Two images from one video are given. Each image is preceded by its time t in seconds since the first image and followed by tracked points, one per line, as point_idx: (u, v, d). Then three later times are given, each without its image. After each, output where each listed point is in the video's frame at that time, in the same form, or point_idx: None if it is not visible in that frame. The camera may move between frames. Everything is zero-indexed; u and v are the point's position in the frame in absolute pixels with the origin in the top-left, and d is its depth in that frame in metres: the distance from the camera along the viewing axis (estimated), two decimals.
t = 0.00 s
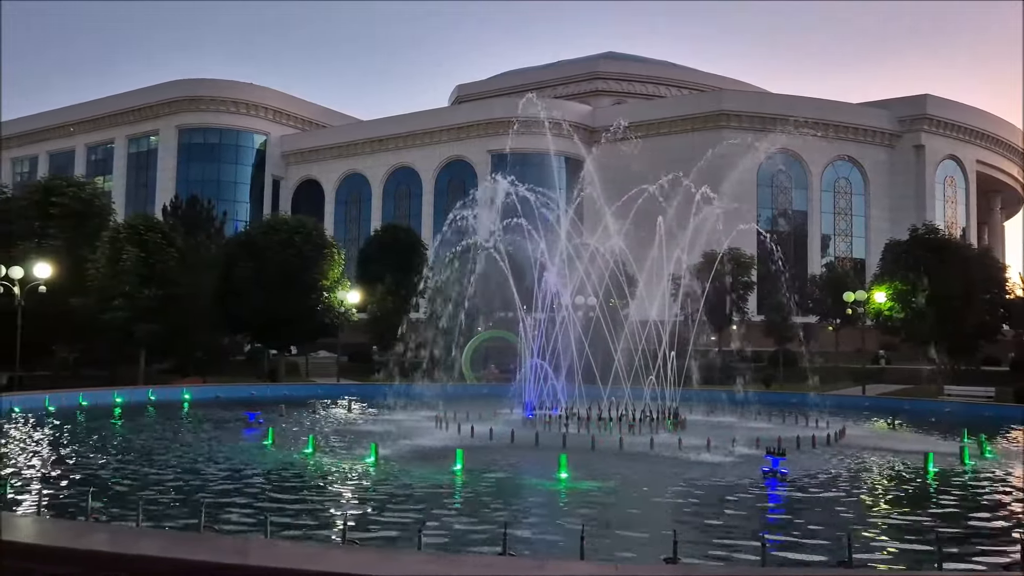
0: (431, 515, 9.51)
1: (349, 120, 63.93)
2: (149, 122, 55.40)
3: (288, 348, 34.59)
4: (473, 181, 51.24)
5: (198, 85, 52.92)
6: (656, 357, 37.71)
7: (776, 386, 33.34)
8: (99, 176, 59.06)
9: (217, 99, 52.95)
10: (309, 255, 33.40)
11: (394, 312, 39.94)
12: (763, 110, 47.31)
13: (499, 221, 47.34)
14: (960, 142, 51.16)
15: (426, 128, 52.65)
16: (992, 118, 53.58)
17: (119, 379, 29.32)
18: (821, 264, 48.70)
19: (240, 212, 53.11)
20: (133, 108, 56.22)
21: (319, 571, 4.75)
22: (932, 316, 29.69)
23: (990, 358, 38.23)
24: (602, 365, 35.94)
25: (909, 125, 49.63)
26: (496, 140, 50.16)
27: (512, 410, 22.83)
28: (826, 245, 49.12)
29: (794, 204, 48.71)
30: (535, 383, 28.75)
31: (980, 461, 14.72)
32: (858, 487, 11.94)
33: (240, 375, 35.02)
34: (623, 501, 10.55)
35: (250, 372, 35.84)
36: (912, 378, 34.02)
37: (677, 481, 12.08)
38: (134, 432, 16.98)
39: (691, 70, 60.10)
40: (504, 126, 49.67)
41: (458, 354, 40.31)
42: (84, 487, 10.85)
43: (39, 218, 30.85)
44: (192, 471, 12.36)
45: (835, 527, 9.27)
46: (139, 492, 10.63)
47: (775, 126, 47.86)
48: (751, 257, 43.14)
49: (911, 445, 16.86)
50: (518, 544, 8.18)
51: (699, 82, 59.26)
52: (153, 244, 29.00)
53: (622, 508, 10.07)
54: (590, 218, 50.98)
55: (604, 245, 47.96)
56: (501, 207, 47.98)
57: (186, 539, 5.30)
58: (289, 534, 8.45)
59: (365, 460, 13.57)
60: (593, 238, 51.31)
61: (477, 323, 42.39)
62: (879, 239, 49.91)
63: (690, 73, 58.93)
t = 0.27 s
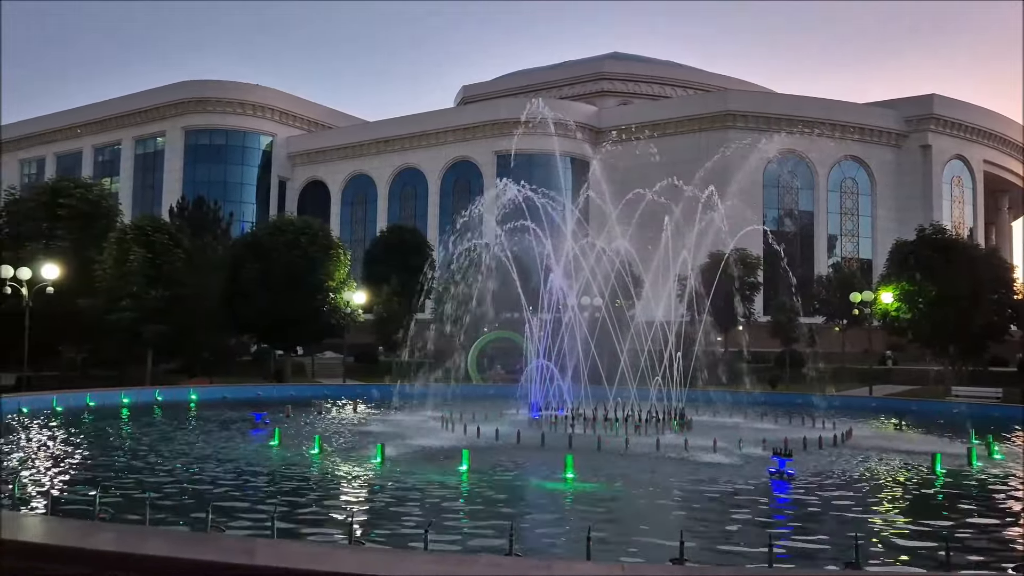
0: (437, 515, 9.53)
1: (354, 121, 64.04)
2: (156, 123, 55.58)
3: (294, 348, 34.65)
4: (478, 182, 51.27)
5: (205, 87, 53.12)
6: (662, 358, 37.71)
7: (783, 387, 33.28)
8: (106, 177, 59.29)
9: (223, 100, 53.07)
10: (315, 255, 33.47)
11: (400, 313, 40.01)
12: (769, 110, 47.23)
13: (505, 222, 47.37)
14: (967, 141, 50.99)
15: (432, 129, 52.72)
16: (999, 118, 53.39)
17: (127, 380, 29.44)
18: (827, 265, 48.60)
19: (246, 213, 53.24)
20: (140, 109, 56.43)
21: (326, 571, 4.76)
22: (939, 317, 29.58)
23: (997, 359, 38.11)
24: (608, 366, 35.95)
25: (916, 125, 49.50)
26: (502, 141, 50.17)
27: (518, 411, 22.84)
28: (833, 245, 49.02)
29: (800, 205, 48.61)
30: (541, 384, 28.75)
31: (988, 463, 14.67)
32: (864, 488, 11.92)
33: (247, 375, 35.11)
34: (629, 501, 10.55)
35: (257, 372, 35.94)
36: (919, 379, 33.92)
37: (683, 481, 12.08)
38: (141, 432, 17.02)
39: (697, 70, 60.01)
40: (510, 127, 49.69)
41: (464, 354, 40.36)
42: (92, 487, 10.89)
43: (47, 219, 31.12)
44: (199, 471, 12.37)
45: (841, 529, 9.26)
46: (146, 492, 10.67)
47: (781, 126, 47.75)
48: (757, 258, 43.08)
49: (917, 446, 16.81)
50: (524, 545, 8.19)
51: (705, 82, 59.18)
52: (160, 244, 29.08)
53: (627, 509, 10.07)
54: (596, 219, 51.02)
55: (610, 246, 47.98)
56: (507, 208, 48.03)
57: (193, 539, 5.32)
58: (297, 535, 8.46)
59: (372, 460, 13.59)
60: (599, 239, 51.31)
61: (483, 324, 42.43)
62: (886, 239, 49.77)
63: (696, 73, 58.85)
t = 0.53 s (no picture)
0: (443, 516, 9.53)
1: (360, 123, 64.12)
2: (162, 125, 55.75)
3: (300, 349, 34.72)
4: (484, 182, 51.29)
5: (211, 89, 53.26)
6: (667, 359, 37.68)
7: (789, 388, 33.20)
8: (113, 179, 59.52)
9: (229, 102, 53.18)
10: (321, 256, 33.53)
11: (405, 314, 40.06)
12: (775, 110, 47.13)
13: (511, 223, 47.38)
14: (974, 141, 50.80)
15: (437, 130, 52.78)
16: (1006, 118, 53.18)
17: (133, 380, 29.53)
18: (834, 265, 48.48)
19: (252, 214, 53.35)
20: (146, 111, 56.60)
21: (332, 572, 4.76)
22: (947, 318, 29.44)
23: (1005, 359, 37.96)
24: (613, 367, 35.95)
25: (922, 125, 49.34)
26: (508, 142, 50.17)
27: (524, 412, 22.86)
28: (839, 246, 48.89)
29: (806, 205, 48.49)
30: (546, 385, 28.73)
31: (995, 464, 14.60)
32: (871, 489, 11.89)
33: (253, 376, 35.19)
34: (633, 502, 10.54)
35: (263, 373, 36.02)
36: (926, 380, 33.80)
37: (689, 483, 12.06)
38: (147, 433, 17.06)
39: (702, 71, 59.94)
40: (515, 128, 49.70)
41: (469, 356, 40.36)
42: (99, 488, 10.92)
43: (55, 221, 31.22)
44: (205, 472, 12.40)
45: (848, 530, 9.23)
46: (152, 492, 10.69)
47: (787, 126, 47.64)
48: (763, 258, 42.99)
49: (923, 447, 16.76)
50: (531, 546, 8.18)
51: (711, 82, 59.10)
52: (166, 246, 29.17)
53: (632, 510, 10.06)
54: (602, 220, 51.01)
55: (615, 247, 47.96)
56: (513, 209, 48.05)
57: (201, 540, 5.32)
58: (303, 536, 8.47)
59: (378, 461, 13.61)
60: (604, 241, 51.29)
61: (489, 325, 42.46)
62: (892, 240, 49.63)
63: (701, 73, 58.78)
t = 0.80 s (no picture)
0: (448, 518, 9.50)
1: (365, 124, 64.19)
2: (168, 127, 55.91)
3: (306, 350, 34.78)
4: (489, 184, 51.30)
5: (216, 91, 53.37)
6: (673, 361, 37.69)
7: (795, 389, 33.14)
8: (119, 180, 59.73)
9: (234, 103, 53.28)
10: (326, 258, 33.60)
11: (411, 315, 40.13)
12: (780, 111, 47.05)
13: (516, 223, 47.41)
14: (980, 142, 50.62)
15: (442, 131, 52.82)
16: (1013, 118, 52.97)
17: (139, 381, 29.61)
18: (839, 266, 48.39)
19: (258, 216, 53.45)
20: (152, 113, 56.76)
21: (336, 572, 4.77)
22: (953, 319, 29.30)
23: (1011, 361, 37.84)
24: (619, 368, 35.99)
25: (929, 126, 49.18)
26: (513, 143, 50.18)
27: (529, 413, 22.83)
28: (845, 247, 48.80)
29: (812, 206, 48.40)
30: (552, 386, 28.73)
31: (1003, 466, 14.51)
32: (878, 491, 11.82)
33: (259, 377, 35.26)
34: (639, 504, 10.51)
35: (269, 374, 36.10)
36: (932, 381, 33.71)
37: (695, 484, 12.01)
38: (153, 434, 17.09)
39: (707, 71, 59.87)
40: (521, 129, 49.71)
41: (474, 357, 40.39)
42: (105, 488, 10.95)
43: (61, 222, 31.34)
44: (211, 473, 12.41)
45: (855, 533, 9.17)
46: (156, 493, 10.71)
47: (792, 127, 47.54)
48: (769, 260, 42.92)
49: (930, 449, 16.68)
50: (535, 547, 8.16)
51: (716, 83, 59.05)
52: (172, 247, 29.24)
53: (639, 512, 10.01)
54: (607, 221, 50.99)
55: (621, 248, 47.97)
56: (518, 209, 48.09)
57: (204, 540, 5.32)
58: (308, 537, 8.46)
59: (383, 462, 13.60)
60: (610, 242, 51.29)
61: (494, 326, 42.47)
62: (898, 241, 49.49)
63: (706, 74, 58.72)
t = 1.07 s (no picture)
0: (453, 519, 9.50)
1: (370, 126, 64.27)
2: (174, 129, 56.10)
3: (311, 352, 34.83)
4: (494, 185, 51.33)
5: (222, 93, 53.51)
6: (678, 362, 37.64)
7: (801, 390, 33.04)
8: (125, 182, 59.97)
9: (240, 105, 53.41)
10: (331, 259, 33.65)
11: (416, 316, 40.18)
12: (785, 112, 46.96)
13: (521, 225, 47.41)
14: (987, 143, 50.43)
15: (447, 133, 52.86)
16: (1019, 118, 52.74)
17: (145, 382, 29.71)
18: (845, 267, 48.28)
19: (263, 217, 53.58)
20: (158, 115, 56.93)
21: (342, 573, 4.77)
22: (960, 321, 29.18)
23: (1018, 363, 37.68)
24: (624, 370, 35.96)
25: (935, 126, 49.00)
26: (517, 144, 50.19)
27: (534, 415, 22.81)
28: (850, 248, 48.71)
29: (817, 207, 48.30)
30: (556, 388, 28.71)
31: (1010, 468, 14.44)
32: (885, 493, 11.77)
33: (264, 379, 35.34)
34: (645, 506, 10.48)
35: (274, 375, 36.18)
36: (939, 383, 33.57)
37: (701, 486, 11.98)
38: (158, 435, 17.13)
39: (712, 72, 59.79)
40: (526, 130, 49.70)
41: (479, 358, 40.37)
42: (111, 489, 10.98)
43: (68, 224, 31.49)
44: (216, 474, 12.43)
45: (861, 535, 9.14)
46: (161, 495, 10.73)
47: (797, 128, 47.44)
48: (774, 261, 42.87)
49: (937, 450, 16.60)
50: (540, 549, 8.16)
51: (721, 84, 58.97)
52: (178, 249, 29.32)
53: (644, 513, 9.98)
54: (612, 222, 50.98)
55: (625, 250, 47.95)
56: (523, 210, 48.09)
57: (210, 541, 5.33)
58: (314, 538, 8.47)
59: (388, 463, 13.60)
60: (615, 243, 51.26)
61: (499, 327, 42.51)
62: (904, 242, 49.34)
63: (711, 75, 58.67)
